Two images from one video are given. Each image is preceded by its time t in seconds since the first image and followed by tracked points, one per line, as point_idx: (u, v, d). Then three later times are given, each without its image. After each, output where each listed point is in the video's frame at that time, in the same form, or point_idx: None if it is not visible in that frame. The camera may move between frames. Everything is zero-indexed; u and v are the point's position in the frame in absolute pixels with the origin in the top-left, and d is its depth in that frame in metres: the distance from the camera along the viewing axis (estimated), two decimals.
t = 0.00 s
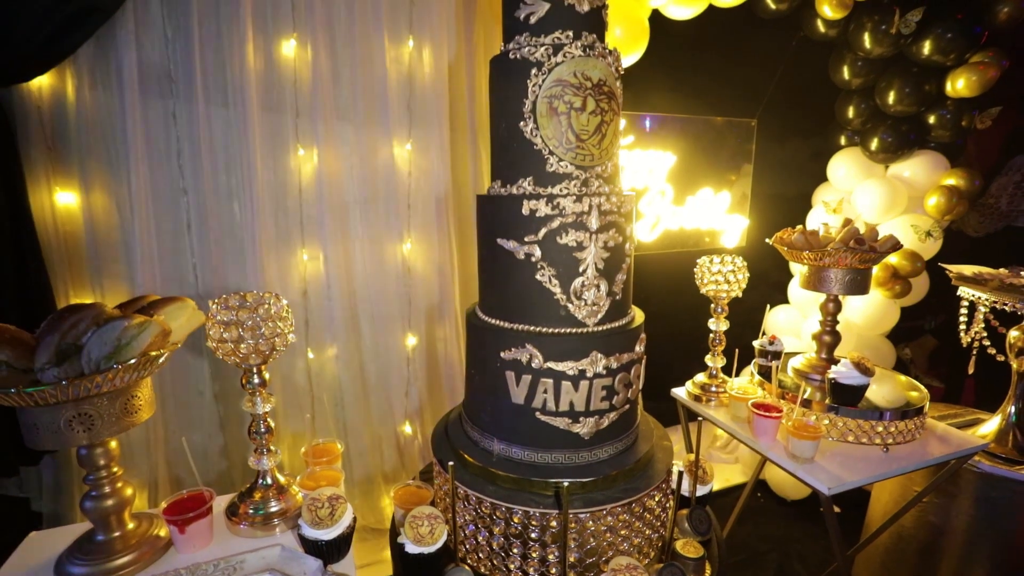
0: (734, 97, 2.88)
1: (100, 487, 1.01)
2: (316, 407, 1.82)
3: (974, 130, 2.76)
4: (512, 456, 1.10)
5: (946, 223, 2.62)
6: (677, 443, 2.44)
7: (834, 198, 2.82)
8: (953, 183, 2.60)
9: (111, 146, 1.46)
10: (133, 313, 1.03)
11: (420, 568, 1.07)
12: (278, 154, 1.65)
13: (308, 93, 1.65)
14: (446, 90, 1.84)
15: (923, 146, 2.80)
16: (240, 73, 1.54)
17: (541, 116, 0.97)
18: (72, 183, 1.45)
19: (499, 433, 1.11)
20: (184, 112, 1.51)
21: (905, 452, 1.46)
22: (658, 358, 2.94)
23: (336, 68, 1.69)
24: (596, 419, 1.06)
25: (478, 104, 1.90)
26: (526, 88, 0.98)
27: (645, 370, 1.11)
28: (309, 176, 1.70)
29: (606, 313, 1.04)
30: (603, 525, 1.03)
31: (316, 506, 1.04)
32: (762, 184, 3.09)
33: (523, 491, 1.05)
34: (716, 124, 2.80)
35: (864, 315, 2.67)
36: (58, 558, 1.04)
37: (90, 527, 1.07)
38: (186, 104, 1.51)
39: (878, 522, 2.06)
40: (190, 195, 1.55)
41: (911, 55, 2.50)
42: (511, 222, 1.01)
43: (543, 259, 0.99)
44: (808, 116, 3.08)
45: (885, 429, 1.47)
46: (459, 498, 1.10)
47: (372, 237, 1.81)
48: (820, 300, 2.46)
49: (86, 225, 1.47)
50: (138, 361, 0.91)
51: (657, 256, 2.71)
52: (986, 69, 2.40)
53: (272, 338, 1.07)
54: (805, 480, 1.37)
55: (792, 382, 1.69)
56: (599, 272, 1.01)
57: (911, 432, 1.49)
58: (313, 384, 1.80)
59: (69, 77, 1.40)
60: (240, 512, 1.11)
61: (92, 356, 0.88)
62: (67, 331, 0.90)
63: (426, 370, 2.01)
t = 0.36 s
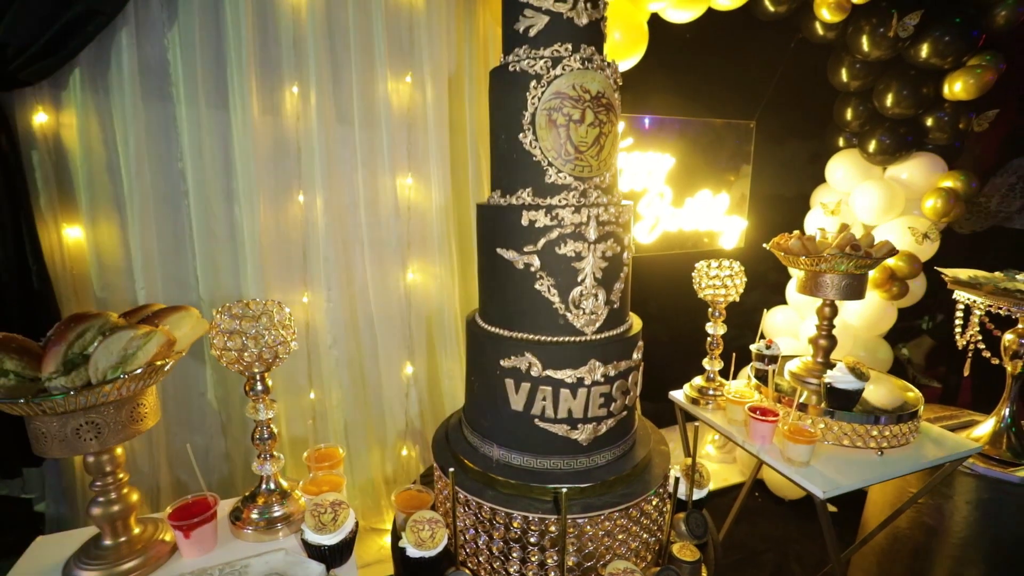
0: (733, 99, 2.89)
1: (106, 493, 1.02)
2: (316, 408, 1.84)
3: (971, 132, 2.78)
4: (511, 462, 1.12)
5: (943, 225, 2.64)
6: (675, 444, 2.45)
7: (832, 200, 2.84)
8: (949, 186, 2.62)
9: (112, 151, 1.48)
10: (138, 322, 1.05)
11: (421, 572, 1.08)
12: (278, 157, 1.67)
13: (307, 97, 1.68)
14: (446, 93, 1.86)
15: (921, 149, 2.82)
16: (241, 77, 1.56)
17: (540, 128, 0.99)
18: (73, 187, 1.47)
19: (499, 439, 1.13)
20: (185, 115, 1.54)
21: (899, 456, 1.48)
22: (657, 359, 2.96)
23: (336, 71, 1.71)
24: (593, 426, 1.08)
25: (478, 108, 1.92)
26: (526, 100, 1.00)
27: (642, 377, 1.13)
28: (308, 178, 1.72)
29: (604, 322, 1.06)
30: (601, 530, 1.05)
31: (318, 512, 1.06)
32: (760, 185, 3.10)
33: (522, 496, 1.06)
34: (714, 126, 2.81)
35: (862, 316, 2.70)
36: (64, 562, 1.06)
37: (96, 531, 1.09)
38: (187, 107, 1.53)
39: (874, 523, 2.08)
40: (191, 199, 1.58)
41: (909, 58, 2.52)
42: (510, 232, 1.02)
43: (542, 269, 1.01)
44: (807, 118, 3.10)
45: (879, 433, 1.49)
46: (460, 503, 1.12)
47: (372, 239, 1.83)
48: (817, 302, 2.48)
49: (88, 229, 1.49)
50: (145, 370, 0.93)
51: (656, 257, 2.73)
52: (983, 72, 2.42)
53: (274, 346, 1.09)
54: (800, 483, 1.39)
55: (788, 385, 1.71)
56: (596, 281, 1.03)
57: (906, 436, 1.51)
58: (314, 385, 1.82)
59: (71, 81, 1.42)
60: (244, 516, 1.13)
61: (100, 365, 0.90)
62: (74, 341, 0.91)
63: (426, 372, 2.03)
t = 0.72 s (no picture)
0: (733, 100, 2.91)
1: (114, 498, 1.04)
2: (317, 407, 1.87)
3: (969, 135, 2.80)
4: (511, 467, 1.14)
5: (940, 227, 2.66)
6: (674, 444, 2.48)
7: (830, 202, 2.85)
8: (947, 187, 2.63)
9: (114, 154, 1.52)
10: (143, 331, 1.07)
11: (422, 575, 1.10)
12: (280, 159, 1.69)
13: (308, 100, 1.70)
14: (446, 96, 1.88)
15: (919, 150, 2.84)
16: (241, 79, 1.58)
17: (539, 140, 1.00)
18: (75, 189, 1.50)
19: (499, 445, 1.15)
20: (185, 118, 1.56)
21: (894, 459, 1.51)
22: (656, 359, 2.97)
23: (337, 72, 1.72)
24: (591, 432, 1.10)
25: (478, 110, 1.94)
26: (526, 112, 1.01)
27: (639, 384, 1.15)
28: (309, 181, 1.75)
29: (602, 330, 1.08)
30: (599, 534, 1.08)
31: (322, 517, 1.08)
32: (760, 186, 3.11)
33: (522, 501, 1.09)
34: (713, 128, 2.83)
35: (859, 317, 2.73)
36: (73, 564, 1.08)
37: (104, 535, 1.11)
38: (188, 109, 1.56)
39: (870, 523, 2.10)
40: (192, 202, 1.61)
41: (908, 61, 2.53)
42: (510, 242, 1.04)
43: (541, 278, 1.03)
44: (805, 119, 3.11)
45: (874, 437, 1.51)
46: (460, 507, 1.14)
47: (373, 240, 1.86)
48: (815, 304, 2.50)
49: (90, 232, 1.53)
50: (152, 379, 0.96)
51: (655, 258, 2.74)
52: (981, 75, 2.43)
53: (278, 354, 1.11)
54: (796, 487, 1.41)
55: (785, 389, 1.73)
56: (595, 291, 1.05)
57: (900, 440, 1.53)
58: (315, 385, 1.85)
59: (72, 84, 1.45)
60: (248, 520, 1.16)
61: (108, 375, 0.92)
62: (81, 351, 0.93)
63: (426, 372, 2.06)
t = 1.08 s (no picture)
0: (732, 101, 2.92)
1: (121, 503, 1.07)
2: (319, 407, 1.89)
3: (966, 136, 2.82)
4: (510, 471, 1.16)
5: (937, 228, 2.67)
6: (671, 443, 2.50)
7: (829, 203, 2.86)
8: (945, 189, 2.64)
9: (115, 157, 1.54)
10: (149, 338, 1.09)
11: None
12: (280, 162, 1.70)
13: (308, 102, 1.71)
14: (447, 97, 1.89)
15: (917, 151, 2.85)
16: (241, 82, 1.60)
17: (538, 151, 1.02)
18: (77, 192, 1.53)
19: (498, 449, 1.17)
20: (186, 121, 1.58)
21: (888, 461, 1.53)
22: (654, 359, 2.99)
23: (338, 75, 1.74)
24: (589, 437, 1.13)
25: (479, 112, 1.95)
26: (525, 123, 1.03)
27: (635, 389, 1.17)
28: (309, 183, 1.77)
29: (599, 337, 1.10)
30: (596, 537, 1.10)
31: (325, 520, 1.10)
32: (758, 186, 3.12)
33: (521, 505, 1.11)
34: (712, 129, 2.84)
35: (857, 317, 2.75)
36: (80, 567, 1.10)
37: (110, 539, 1.13)
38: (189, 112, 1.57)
39: (865, 523, 2.12)
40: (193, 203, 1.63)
41: (906, 63, 2.54)
42: (509, 251, 1.06)
43: (540, 287, 1.05)
44: (804, 120, 3.13)
45: (868, 440, 1.53)
46: (460, 510, 1.16)
47: (373, 242, 1.87)
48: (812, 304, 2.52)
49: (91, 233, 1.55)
50: (158, 386, 0.97)
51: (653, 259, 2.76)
52: (978, 77, 2.44)
53: (281, 360, 1.14)
54: (790, 489, 1.43)
55: (781, 392, 1.75)
56: (592, 298, 1.07)
57: (894, 442, 1.55)
58: (316, 385, 1.88)
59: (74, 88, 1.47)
60: (252, 523, 1.18)
61: (114, 382, 0.94)
62: (89, 358, 0.96)
63: (427, 373, 2.08)
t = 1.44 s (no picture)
0: (732, 102, 2.93)
1: (128, 506, 1.09)
2: (320, 409, 1.91)
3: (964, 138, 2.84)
4: (510, 475, 1.18)
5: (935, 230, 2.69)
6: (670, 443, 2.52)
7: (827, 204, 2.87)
8: (943, 190, 2.64)
9: (117, 160, 1.56)
10: (155, 344, 1.12)
11: None
12: (281, 165, 1.74)
13: (309, 106, 1.74)
14: (447, 100, 1.92)
15: (916, 153, 2.87)
16: (242, 87, 1.62)
17: (537, 161, 1.03)
18: (79, 195, 1.55)
19: (498, 453, 1.19)
20: (187, 125, 1.60)
21: (882, 464, 1.55)
22: (654, 359, 3.00)
23: (338, 79, 1.76)
24: (587, 442, 1.15)
25: (478, 116, 1.98)
26: (524, 134, 1.04)
27: (633, 395, 1.19)
28: (311, 186, 1.79)
29: (598, 344, 1.13)
30: (594, 539, 1.12)
31: (327, 524, 1.12)
32: (758, 187, 3.13)
33: (520, 508, 1.13)
34: (711, 130, 2.85)
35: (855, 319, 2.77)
36: (88, 569, 1.13)
37: (117, 541, 1.16)
38: (190, 116, 1.60)
39: (861, 523, 2.14)
40: (195, 206, 1.65)
41: (904, 65, 2.54)
42: (509, 260, 1.08)
43: (538, 295, 1.07)
44: (803, 121, 3.14)
45: (863, 442, 1.55)
46: (461, 513, 1.18)
47: (374, 245, 1.91)
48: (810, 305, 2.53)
49: (94, 235, 1.58)
50: (164, 395, 1.02)
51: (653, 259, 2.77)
52: (976, 80, 2.45)
53: (284, 366, 1.17)
54: (786, 491, 1.45)
55: (778, 395, 1.77)
56: (590, 306, 1.10)
57: (889, 445, 1.57)
58: (317, 386, 1.90)
59: (76, 92, 1.50)
60: (256, 526, 1.21)
61: (122, 388, 0.98)
62: (97, 364, 0.97)
63: (427, 374, 2.10)
